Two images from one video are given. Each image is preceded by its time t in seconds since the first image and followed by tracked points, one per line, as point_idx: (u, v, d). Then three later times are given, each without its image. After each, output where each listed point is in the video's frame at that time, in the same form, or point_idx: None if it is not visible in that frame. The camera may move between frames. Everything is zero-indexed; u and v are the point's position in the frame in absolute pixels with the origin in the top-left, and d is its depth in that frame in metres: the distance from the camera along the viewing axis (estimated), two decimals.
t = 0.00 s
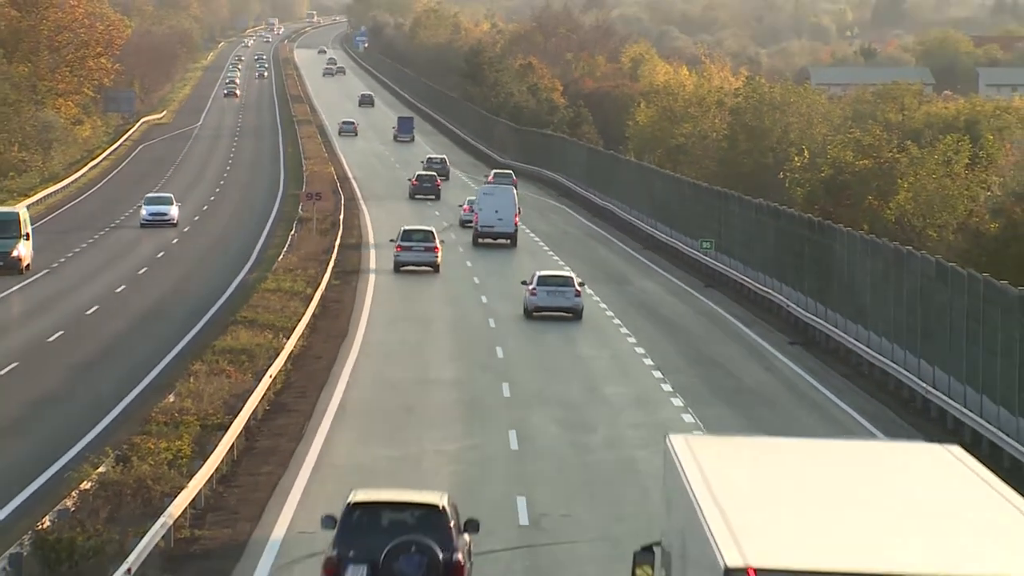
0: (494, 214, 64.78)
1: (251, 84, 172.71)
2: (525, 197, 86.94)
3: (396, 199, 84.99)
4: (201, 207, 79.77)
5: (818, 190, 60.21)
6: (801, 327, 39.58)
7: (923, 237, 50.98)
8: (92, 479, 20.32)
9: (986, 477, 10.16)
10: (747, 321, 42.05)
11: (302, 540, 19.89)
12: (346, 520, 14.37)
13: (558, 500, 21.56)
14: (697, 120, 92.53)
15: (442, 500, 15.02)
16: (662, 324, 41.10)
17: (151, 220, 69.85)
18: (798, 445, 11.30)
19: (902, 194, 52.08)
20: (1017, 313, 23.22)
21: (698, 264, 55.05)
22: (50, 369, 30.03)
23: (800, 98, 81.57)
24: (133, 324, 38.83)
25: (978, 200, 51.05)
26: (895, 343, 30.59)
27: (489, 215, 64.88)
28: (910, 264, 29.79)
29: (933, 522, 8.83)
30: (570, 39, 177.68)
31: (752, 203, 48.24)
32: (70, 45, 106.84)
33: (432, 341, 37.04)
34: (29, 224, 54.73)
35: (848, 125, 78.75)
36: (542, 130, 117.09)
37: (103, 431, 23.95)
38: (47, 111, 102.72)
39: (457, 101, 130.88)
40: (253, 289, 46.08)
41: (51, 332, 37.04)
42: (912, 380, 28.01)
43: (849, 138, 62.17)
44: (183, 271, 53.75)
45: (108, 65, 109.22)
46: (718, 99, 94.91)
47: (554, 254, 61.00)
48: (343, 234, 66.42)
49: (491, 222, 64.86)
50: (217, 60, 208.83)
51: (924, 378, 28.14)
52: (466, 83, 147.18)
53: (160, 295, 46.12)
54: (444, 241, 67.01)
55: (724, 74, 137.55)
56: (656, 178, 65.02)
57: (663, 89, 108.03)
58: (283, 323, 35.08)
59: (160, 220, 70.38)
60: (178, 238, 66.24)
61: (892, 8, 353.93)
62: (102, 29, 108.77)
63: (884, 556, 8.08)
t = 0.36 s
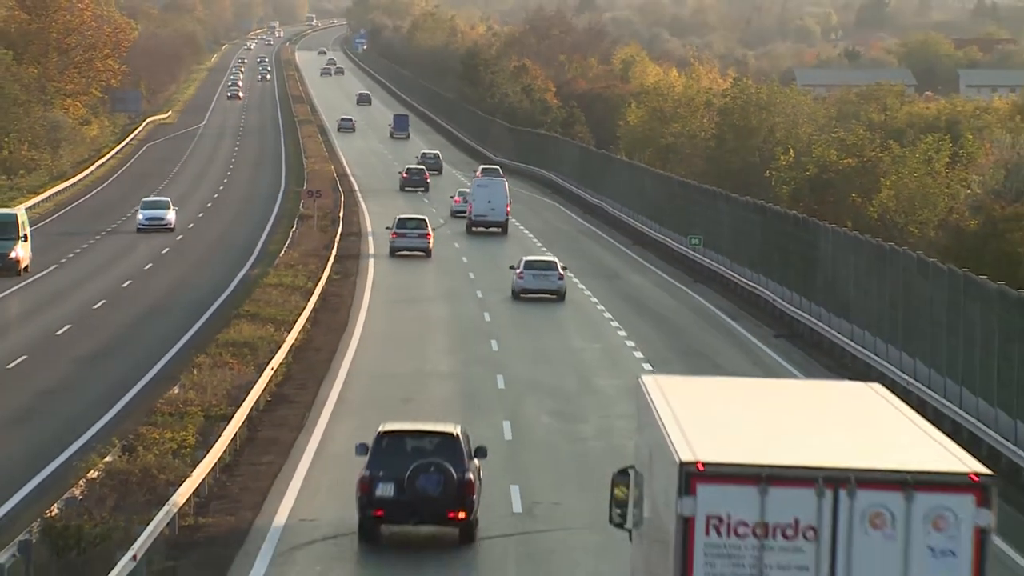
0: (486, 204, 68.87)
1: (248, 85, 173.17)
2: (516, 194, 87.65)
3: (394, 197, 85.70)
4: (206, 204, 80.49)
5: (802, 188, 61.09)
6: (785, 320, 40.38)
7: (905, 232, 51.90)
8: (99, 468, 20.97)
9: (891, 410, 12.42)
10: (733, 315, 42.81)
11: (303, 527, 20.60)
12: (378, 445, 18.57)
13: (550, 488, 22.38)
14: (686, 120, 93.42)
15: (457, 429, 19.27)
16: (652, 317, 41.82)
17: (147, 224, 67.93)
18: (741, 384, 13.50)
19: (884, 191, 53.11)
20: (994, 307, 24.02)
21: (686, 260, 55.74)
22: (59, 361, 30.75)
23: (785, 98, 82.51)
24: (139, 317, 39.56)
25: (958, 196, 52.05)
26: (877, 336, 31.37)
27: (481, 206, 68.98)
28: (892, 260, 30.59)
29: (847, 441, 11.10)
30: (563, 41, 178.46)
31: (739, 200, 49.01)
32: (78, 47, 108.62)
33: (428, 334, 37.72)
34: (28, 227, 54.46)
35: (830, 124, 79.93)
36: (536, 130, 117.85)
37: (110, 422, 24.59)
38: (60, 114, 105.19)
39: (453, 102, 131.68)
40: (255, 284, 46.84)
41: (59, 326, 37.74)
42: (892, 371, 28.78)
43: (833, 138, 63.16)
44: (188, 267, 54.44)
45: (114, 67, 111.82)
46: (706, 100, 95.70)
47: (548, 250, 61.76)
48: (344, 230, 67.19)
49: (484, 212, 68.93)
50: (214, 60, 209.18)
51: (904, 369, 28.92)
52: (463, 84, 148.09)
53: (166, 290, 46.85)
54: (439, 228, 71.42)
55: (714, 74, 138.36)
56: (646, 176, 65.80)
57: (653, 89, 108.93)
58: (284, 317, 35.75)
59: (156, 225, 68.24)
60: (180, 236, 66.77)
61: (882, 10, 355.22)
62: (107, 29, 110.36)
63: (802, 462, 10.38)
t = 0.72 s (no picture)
0: (482, 195, 72.24)
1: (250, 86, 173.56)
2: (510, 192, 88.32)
3: (397, 194, 86.38)
4: (214, 202, 81.26)
5: (793, 186, 61.85)
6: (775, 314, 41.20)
7: (892, 229, 52.77)
8: (110, 458, 21.63)
9: (843, 358, 13.80)
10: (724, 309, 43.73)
11: (309, 516, 21.28)
12: (408, 390, 22.96)
13: (548, 477, 23.13)
14: (679, 119, 94.26)
15: (478, 388, 23.71)
16: (647, 311, 42.52)
17: (146, 229, 65.57)
18: (718, 339, 14.91)
19: (872, 190, 53.98)
20: (980, 303, 24.80)
21: (679, 256, 56.42)
22: (73, 354, 31.45)
23: (776, 99, 83.35)
24: (150, 312, 40.27)
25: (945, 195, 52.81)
26: (865, 329, 32.13)
27: (478, 197, 72.35)
28: (880, 257, 31.33)
29: (797, 379, 12.47)
30: (559, 43, 179.15)
31: (731, 197, 49.78)
32: (89, 50, 116.27)
33: (428, 328, 38.36)
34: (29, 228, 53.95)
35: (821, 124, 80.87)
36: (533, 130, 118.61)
37: (120, 414, 25.21)
38: (72, 113, 111.62)
39: (453, 102, 132.43)
40: (261, 279, 47.51)
41: (72, 321, 38.46)
42: (880, 362, 29.56)
43: (821, 138, 64.57)
44: (196, 264, 55.15)
45: (124, 68, 119.43)
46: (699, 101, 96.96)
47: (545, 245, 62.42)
48: (348, 228, 67.94)
49: (480, 203, 72.29)
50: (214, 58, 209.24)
51: (890, 360, 29.70)
52: (463, 85, 148.95)
53: (175, 286, 47.58)
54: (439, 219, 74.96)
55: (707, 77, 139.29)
56: (641, 174, 66.55)
57: (648, 90, 109.81)
58: (289, 311, 36.43)
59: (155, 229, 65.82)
60: (187, 233, 67.32)
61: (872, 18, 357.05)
62: (118, 33, 117.70)
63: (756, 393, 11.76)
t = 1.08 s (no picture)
0: (477, 189, 76.31)
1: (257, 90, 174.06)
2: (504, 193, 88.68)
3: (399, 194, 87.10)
4: (221, 202, 81.98)
5: (782, 186, 63.32)
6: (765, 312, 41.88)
7: (879, 229, 53.96)
8: (120, 449, 22.34)
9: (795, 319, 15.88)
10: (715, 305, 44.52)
11: (311, 505, 21.95)
12: (428, 351, 26.71)
13: (546, 468, 23.88)
14: (673, 121, 95.28)
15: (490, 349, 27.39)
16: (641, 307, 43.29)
17: (145, 236, 62.81)
18: (690, 305, 16.96)
19: (859, 190, 55.12)
20: (963, 299, 25.54)
21: (671, 253, 57.17)
22: (85, 348, 32.12)
23: (766, 101, 84.78)
24: (159, 307, 40.95)
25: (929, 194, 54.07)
26: (852, 325, 32.92)
27: (473, 191, 76.43)
28: (866, 254, 32.07)
29: (754, 333, 14.54)
30: (556, 48, 180.07)
31: (724, 197, 50.76)
32: (100, 54, 120.17)
33: (428, 323, 39.02)
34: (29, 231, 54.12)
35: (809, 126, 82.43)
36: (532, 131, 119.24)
37: (131, 406, 25.92)
38: (85, 113, 114.88)
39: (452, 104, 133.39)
40: (268, 275, 48.22)
41: (83, 316, 39.14)
42: (867, 357, 30.35)
43: (811, 138, 65.69)
44: (203, 262, 55.85)
45: (134, 71, 123.40)
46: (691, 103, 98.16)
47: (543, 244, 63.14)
48: (352, 226, 68.68)
49: (475, 196, 76.33)
50: (216, 59, 209.41)
51: (878, 356, 30.48)
52: (462, 88, 149.90)
53: (183, 283, 48.29)
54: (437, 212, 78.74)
55: (704, 81, 139.83)
56: (635, 174, 67.46)
57: (643, 92, 110.87)
58: (294, 307, 37.07)
59: (155, 237, 63.13)
60: (196, 231, 67.99)
61: (868, 25, 357.92)
62: (127, 37, 122.02)
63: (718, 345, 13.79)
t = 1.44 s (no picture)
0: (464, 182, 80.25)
1: (253, 93, 174.25)
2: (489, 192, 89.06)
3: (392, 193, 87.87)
4: (219, 201, 82.68)
5: (763, 186, 64.25)
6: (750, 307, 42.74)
7: (858, 226, 54.37)
8: (122, 440, 23.05)
9: (745, 290, 18.96)
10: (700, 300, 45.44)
11: (308, 494, 22.66)
12: (438, 320, 30.50)
13: (534, 458, 24.69)
14: (658, 121, 96.27)
15: (493, 317, 31.18)
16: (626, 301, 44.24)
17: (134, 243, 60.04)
18: (655, 280, 20.03)
19: (838, 188, 55.67)
20: (939, 294, 26.47)
21: (655, 250, 58.14)
22: (87, 344, 32.81)
23: (748, 102, 85.97)
24: (159, 304, 41.67)
25: (907, 193, 54.74)
26: (831, 320, 33.89)
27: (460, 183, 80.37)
28: (844, 250, 33.04)
29: (712, 301, 17.50)
30: (545, 51, 181.22)
31: (708, 195, 51.86)
32: (104, 56, 122.14)
33: (420, 318, 39.76)
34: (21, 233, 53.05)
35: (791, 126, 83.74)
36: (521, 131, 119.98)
37: (133, 398, 26.65)
38: (87, 116, 116.90)
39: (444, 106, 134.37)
40: (265, 272, 48.89)
41: (85, 313, 39.85)
42: (846, 351, 31.32)
43: (792, 137, 66.99)
44: (201, 259, 56.56)
45: (137, 74, 125.50)
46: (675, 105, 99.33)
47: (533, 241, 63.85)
48: (347, 224, 69.43)
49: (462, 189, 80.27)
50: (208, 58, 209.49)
51: (857, 349, 31.44)
52: (454, 89, 150.72)
53: (182, 280, 48.98)
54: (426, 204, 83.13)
55: (690, 82, 140.86)
56: (622, 174, 68.54)
57: (628, 94, 111.85)
58: (291, 302, 37.75)
59: (144, 244, 60.43)
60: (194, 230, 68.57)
61: (853, 30, 359.80)
62: (129, 41, 124.15)
63: (680, 309, 16.75)
